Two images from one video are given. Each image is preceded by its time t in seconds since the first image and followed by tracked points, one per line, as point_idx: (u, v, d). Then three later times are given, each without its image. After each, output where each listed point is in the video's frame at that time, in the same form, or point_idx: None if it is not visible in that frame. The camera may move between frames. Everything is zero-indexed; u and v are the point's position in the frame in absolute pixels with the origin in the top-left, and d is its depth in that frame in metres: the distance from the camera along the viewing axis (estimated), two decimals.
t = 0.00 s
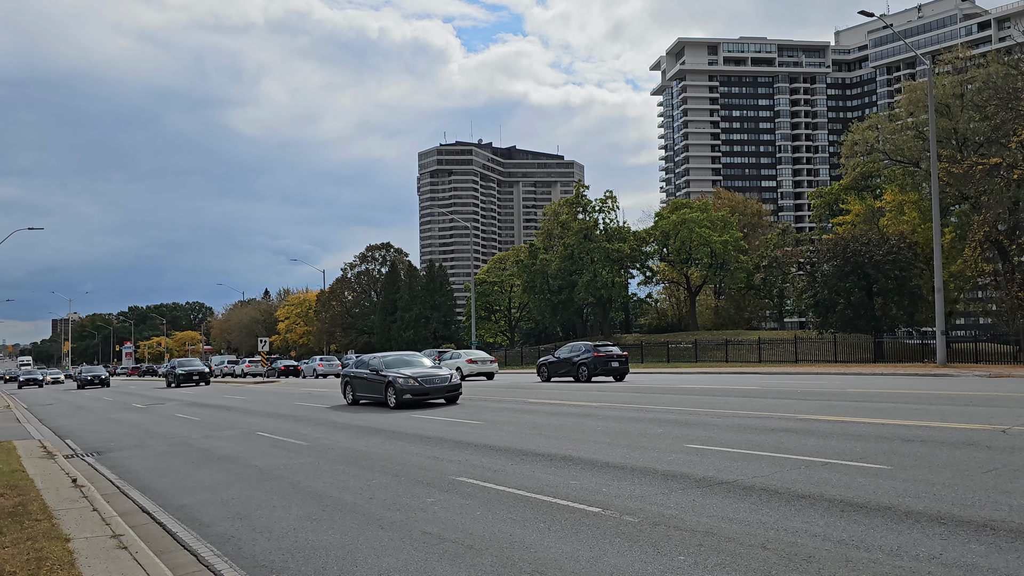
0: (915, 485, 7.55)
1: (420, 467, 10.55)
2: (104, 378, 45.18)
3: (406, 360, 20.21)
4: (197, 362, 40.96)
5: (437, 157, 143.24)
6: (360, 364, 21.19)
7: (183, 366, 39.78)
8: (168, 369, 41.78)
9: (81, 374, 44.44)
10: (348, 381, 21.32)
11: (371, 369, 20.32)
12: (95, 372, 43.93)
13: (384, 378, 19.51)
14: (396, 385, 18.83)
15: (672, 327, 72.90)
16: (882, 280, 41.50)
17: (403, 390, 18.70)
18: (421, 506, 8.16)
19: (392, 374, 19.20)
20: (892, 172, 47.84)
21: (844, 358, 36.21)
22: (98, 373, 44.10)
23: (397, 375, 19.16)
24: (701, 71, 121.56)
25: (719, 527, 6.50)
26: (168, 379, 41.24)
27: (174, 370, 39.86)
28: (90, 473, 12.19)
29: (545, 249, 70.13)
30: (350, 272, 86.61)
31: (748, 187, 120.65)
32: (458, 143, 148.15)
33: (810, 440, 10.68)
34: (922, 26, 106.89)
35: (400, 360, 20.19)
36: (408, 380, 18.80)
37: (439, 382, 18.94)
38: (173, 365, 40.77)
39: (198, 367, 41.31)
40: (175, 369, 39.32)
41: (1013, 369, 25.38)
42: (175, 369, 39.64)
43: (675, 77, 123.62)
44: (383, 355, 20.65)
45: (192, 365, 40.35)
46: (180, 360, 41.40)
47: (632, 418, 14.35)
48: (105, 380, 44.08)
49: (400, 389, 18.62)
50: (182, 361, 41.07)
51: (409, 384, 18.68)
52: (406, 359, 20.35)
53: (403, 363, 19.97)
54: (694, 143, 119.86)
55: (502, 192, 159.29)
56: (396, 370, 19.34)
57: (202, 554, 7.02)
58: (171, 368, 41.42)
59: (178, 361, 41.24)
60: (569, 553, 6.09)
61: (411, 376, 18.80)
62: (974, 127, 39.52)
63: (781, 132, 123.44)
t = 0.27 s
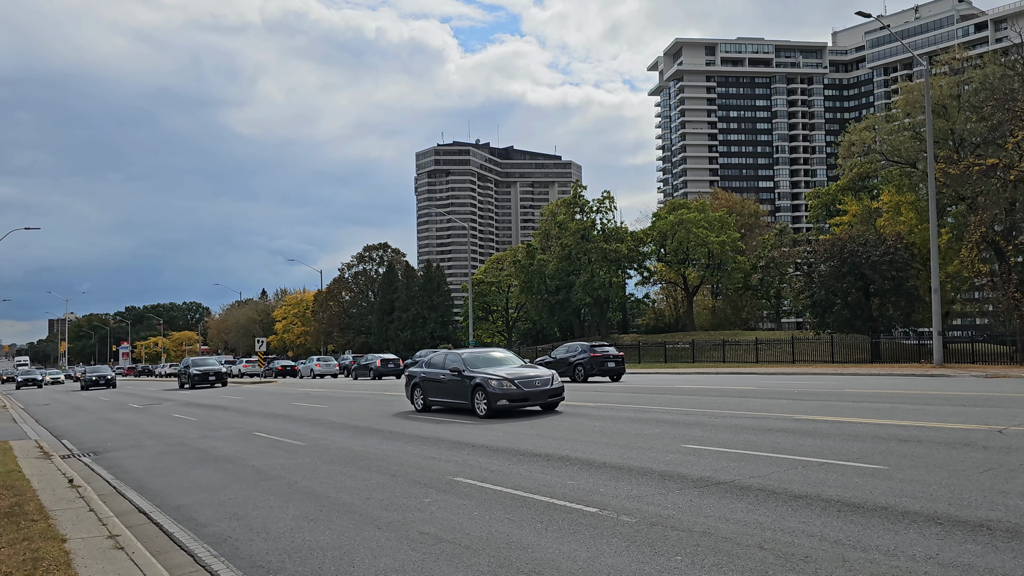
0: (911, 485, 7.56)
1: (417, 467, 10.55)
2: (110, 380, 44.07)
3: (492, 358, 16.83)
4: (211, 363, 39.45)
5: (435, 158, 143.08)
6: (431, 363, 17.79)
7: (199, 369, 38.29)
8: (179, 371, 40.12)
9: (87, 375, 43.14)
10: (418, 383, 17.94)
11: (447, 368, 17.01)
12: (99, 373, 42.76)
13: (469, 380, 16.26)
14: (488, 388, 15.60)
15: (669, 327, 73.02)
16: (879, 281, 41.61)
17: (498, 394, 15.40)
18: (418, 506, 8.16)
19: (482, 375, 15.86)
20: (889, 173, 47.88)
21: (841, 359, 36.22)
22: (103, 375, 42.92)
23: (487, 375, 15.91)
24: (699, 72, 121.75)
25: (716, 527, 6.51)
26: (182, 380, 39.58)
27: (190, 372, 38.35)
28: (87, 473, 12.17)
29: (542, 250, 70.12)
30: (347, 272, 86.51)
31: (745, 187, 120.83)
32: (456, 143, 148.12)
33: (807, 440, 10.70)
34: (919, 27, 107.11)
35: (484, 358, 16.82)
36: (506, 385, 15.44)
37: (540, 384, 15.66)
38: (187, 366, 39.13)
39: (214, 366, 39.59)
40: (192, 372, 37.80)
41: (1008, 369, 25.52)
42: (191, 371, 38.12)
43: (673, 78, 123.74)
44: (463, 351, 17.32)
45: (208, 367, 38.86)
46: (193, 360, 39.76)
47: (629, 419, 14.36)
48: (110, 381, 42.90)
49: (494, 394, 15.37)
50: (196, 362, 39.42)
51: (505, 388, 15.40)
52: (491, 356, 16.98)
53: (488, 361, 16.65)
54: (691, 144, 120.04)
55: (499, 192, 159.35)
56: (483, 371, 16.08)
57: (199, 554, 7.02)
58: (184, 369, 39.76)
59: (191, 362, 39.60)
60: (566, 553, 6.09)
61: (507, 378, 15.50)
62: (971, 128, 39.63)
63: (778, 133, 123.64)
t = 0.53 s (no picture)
0: (910, 487, 7.56)
1: (414, 469, 10.54)
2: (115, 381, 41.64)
3: (625, 359, 13.31)
4: (229, 362, 36.24)
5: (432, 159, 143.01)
6: (542, 366, 14.29)
7: (217, 371, 35.08)
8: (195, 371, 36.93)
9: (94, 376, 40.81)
10: (528, 391, 14.38)
11: (570, 371, 13.50)
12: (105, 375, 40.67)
13: (602, 384, 12.72)
14: (635, 396, 12.02)
15: (666, 329, 73.06)
16: (876, 282, 41.66)
17: (651, 404, 11.77)
18: (415, 507, 8.15)
19: (624, 378, 12.27)
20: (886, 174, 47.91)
21: (839, 360, 36.25)
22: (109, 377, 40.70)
23: (630, 378, 12.34)
24: (696, 74, 121.94)
25: (713, 529, 6.51)
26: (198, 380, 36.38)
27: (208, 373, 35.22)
28: (83, 475, 12.14)
29: (540, 251, 70.04)
30: (344, 274, 86.46)
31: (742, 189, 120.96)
32: (453, 145, 148.15)
33: (804, 441, 10.72)
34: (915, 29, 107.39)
35: (615, 358, 13.34)
36: (658, 391, 11.81)
37: (700, 391, 11.94)
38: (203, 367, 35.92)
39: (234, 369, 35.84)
40: (210, 374, 34.62)
41: (1003, 371, 25.61)
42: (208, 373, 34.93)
43: (670, 79, 123.89)
44: (584, 349, 13.76)
45: (226, 368, 35.65)
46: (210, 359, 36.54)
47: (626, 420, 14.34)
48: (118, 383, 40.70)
49: (644, 404, 11.79)
50: (213, 361, 36.28)
51: (659, 396, 11.73)
52: (624, 355, 13.44)
53: (624, 362, 13.12)
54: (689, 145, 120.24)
55: (497, 194, 159.39)
56: (623, 372, 12.51)
57: (196, 556, 7.01)
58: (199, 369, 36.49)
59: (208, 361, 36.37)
60: (563, 555, 6.10)
61: (659, 382, 11.87)
62: (968, 130, 39.66)
63: (775, 134, 123.80)
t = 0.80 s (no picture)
0: (907, 488, 7.56)
1: (412, 470, 10.52)
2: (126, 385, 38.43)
3: (852, 356, 9.98)
4: (253, 363, 33.07)
5: (429, 160, 142.92)
6: (725, 367, 10.92)
7: (242, 373, 31.90)
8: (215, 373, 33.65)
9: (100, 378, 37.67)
10: (708, 401, 11.00)
11: (779, 372, 10.11)
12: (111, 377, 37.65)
13: (842, 392, 9.32)
14: (907, 409, 8.63)
15: (664, 330, 73.19)
16: (873, 283, 41.78)
17: (932, 421, 8.43)
18: (413, 509, 8.12)
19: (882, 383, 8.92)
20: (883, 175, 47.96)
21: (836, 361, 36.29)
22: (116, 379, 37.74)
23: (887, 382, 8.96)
24: (693, 75, 122.15)
25: (711, 530, 6.50)
26: (219, 382, 33.14)
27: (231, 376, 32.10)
28: (79, 477, 12.08)
29: (537, 252, 70.05)
30: (342, 275, 86.38)
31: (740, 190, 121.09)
32: (451, 146, 148.12)
33: (801, 442, 10.71)
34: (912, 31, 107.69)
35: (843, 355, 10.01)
36: (940, 400, 8.45)
37: (995, 402, 8.60)
38: (226, 369, 32.72)
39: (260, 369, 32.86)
40: (235, 376, 31.45)
41: (1000, 372, 25.68)
42: (232, 375, 31.78)
43: (668, 81, 124.05)
44: (795, 343, 10.37)
45: (252, 370, 32.45)
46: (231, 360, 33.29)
47: (625, 422, 14.30)
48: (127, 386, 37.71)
49: (926, 418, 8.44)
50: (236, 363, 33.07)
51: (945, 407, 8.38)
52: (855, 353, 10.04)
53: (862, 361, 9.77)
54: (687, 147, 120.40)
55: (494, 195, 159.37)
56: (872, 373, 9.17)
57: (192, 558, 6.98)
58: (220, 371, 33.20)
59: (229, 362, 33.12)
60: (561, 556, 6.09)
61: (940, 386, 8.51)
62: (965, 131, 39.76)
63: (772, 136, 124.01)
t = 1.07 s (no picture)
0: (903, 488, 7.56)
1: (410, 472, 10.50)
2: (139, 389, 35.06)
3: None
4: (285, 362, 29.43)
5: (427, 161, 142.83)
6: None
7: (275, 374, 28.22)
8: (244, 374, 30.10)
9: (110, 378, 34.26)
10: None
11: None
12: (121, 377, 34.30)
13: None
14: None
15: (661, 331, 73.30)
16: (870, 284, 41.81)
17: None
18: (410, 510, 8.11)
19: None
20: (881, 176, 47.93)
21: (834, 362, 36.29)
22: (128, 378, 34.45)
23: None
24: (691, 76, 122.22)
25: (708, 531, 6.49)
26: (249, 383, 29.55)
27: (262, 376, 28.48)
28: (77, 478, 12.07)
29: (535, 253, 69.92)
30: (339, 276, 86.21)
31: (737, 191, 121.15)
32: (448, 147, 148.12)
33: (798, 443, 10.71)
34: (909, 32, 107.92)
35: None
36: None
37: None
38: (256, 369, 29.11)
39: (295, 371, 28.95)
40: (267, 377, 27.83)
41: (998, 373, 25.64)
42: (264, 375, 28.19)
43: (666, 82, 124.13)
44: None
45: (285, 370, 28.72)
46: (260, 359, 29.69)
47: (622, 423, 14.30)
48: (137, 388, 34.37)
49: None
50: (267, 362, 29.40)
51: None
52: None
53: None
54: (684, 148, 120.53)
55: (492, 196, 159.38)
56: None
57: (188, 558, 6.98)
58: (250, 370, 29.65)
59: (260, 361, 29.48)
60: (559, 557, 6.09)
61: None
62: (962, 132, 39.84)
63: (770, 137, 124.10)
